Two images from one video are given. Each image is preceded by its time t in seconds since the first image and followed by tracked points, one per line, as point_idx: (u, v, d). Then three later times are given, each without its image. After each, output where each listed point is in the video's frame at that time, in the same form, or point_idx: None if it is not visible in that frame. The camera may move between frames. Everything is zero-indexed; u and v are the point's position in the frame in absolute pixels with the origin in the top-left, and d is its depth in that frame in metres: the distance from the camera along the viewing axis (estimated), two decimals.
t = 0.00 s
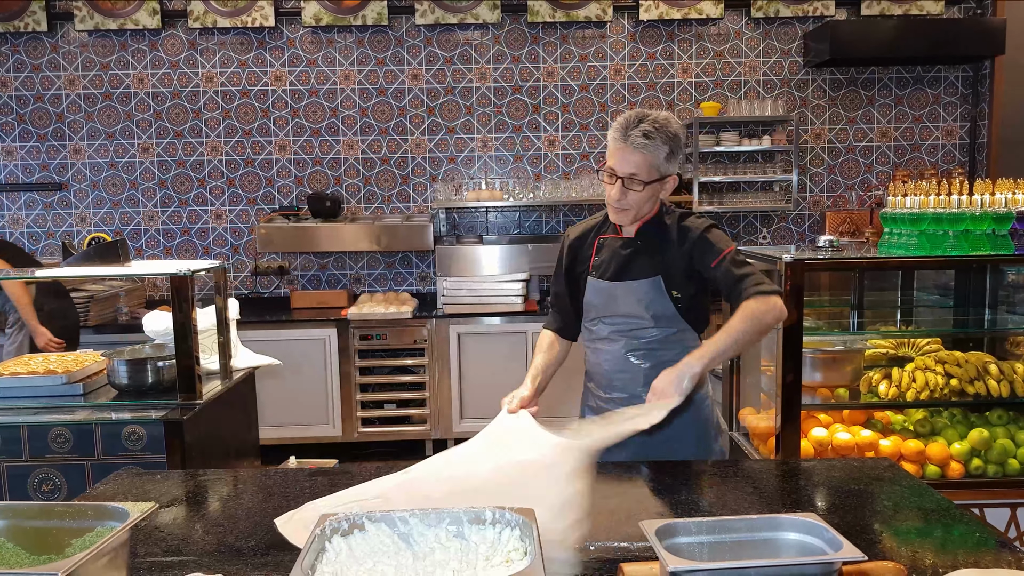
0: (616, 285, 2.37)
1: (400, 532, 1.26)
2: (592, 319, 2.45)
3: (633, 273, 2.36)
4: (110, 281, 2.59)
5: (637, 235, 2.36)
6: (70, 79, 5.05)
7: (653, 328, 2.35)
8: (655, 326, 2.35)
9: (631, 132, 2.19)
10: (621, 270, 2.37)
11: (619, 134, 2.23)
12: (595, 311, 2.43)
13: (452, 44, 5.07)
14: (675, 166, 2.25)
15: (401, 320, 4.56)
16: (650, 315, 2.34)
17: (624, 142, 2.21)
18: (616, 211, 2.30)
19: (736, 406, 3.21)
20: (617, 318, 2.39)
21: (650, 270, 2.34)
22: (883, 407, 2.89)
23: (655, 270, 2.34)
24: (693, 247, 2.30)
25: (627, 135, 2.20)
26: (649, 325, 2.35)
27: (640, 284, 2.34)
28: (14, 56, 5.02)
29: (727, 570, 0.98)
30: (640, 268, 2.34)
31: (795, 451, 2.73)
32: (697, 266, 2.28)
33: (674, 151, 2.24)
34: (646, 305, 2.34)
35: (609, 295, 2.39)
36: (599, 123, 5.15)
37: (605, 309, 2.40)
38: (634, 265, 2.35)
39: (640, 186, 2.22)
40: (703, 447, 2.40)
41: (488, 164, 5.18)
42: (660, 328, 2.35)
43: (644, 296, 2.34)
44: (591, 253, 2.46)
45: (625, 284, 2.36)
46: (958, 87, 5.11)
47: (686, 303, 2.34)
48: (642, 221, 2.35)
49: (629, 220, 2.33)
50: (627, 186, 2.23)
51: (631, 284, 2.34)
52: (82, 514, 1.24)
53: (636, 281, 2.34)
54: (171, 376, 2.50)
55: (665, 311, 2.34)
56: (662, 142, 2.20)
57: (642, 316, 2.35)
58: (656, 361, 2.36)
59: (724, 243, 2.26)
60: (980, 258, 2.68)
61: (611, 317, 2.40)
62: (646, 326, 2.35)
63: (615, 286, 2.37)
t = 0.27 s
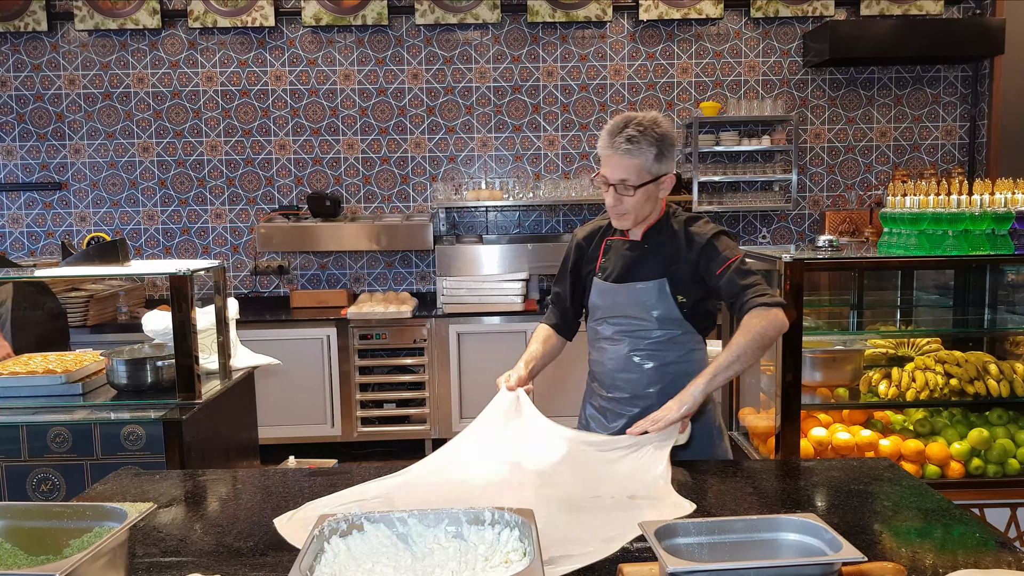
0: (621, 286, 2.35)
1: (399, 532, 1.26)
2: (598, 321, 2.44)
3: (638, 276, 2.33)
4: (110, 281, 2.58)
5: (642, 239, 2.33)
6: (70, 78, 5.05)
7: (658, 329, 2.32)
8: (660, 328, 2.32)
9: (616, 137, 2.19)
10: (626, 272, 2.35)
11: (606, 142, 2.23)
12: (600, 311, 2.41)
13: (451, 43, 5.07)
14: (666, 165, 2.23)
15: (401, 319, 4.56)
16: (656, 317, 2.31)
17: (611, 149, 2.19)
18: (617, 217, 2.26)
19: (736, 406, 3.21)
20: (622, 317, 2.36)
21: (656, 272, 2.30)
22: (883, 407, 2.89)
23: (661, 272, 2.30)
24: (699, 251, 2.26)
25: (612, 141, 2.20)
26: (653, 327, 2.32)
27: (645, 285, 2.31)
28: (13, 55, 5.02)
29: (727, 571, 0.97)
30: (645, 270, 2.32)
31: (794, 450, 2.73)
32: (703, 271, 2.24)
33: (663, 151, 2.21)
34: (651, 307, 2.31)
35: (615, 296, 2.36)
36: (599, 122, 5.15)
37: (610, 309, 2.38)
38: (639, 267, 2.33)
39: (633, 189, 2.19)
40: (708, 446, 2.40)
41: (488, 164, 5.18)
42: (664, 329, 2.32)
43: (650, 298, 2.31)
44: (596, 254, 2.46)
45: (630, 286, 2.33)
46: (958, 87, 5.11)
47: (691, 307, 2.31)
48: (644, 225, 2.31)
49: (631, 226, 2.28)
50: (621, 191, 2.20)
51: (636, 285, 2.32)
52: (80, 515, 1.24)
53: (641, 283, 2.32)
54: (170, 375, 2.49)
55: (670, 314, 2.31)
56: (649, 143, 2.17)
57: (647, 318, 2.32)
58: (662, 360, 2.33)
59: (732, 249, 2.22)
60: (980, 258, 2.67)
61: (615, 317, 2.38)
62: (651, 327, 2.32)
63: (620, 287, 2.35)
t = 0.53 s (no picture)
0: (574, 296, 2.30)
1: (398, 533, 1.25)
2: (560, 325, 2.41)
3: (589, 285, 2.28)
4: (109, 280, 2.58)
5: (592, 246, 2.27)
6: (69, 78, 5.04)
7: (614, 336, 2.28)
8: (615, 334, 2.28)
9: (556, 148, 2.13)
10: (578, 282, 2.30)
11: (547, 152, 2.17)
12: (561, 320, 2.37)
13: (451, 43, 5.06)
14: (611, 171, 2.16)
15: (400, 319, 4.56)
16: (611, 325, 2.27)
17: (552, 160, 2.13)
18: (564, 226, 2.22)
19: (736, 406, 3.20)
20: (581, 325, 2.33)
21: (604, 282, 2.26)
22: (883, 407, 2.89)
23: (610, 282, 2.25)
24: (644, 260, 2.20)
25: (553, 152, 2.14)
26: (610, 334, 2.28)
27: (595, 295, 2.26)
28: (13, 55, 5.01)
29: (728, 572, 0.97)
30: (595, 280, 2.27)
31: (795, 450, 2.72)
32: (640, 281, 2.19)
33: (608, 156, 2.15)
34: (605, 315, 2.27)
35: (570, 306, 2.32)
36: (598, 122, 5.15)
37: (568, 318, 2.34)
38: (590, 276, 2.28)
39: (577, 200, 2.14)
40: (681, 448, 2.37)
41: (488, 164, 5.17)
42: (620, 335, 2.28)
43: (603, 307, 2.27)
44: (554, 262, 2.42)
45: (581, 296, 2.29)
46: (958, 86, 5.11)
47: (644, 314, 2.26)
48: (593, 232, 2.25)
49: (579, 234, 2.25)
50: (565, 203, 2.16)
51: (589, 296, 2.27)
52: (79, 515, 1.23)
53: (591, 293, 2.27)
54: (169, 375, 2.49)
55: (624, 321, 2.26)
56: (589, 152, 2.11)
57: (602, 326, 2.29)
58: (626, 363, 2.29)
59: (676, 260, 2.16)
60: (980, 258, 2.67)
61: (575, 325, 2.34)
62: (607, 335, 2.28)
63: (575, 297, 2.30)
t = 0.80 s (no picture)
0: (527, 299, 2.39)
1: (399, 531, 1.25)
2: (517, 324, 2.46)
3: (537, 285, 2.36)
4: (110, 278, 2.58)
5: (529, 246, 2.33)
6: (69, 76, 5.03)
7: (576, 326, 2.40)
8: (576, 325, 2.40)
9: (477, 155, 2.10)
10: (527, 285, 2.38)
11: (467, 159, 2.14)
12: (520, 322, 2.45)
13: (452, 41, 5.06)
14: (534, 170, 2.17)
15: (401, 317, 4.55)
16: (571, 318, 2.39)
17: (475, 166, 2.11)
18: (496, 230, 2.23)
19: (736, 404, 3.20)
20: (540, 323, 2.42)
21: (550, 279, 2.35)
22: (884, 405, 2.88)
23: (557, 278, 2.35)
24: (583, 249, 2.30)
25: (474, 159, 2.11)
26: (570, 326, 2.40)
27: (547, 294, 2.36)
28: (13, 52, 5.01)
29: (729, 570, 0.97)
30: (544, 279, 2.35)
31: (795, 448, 2.72)
32: (581, 272, 2.30)
33: (529, 156, 2.14)
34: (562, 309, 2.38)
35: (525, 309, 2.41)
36: (599, 120, 5.14)
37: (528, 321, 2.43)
38: (536, 277, 2.35)
39: (507, 203, 2.13)
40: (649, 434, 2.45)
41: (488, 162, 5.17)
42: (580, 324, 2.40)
43: (557, 302, 2.37)
44: (495, 270, 2.41)
45: (534, 296, 2.38)
46: (960, 85, 5.10)
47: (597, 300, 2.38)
48: (527, 232, 2.30)
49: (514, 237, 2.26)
50: (496, 207, 2.14)
51: (538, 293, 2.37)
52: (80, 513, 1.23)
53: (543, 292, 2.37)
54: (170, 373, 2.48)
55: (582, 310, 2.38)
56: (512, 154, 2.10)
57: (561, 320, 2.40)
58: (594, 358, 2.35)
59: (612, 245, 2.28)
60: (981, 256, 2.66)
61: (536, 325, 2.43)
62: (569, 328, 2.40)
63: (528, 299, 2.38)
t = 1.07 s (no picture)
0: (512, 294, 2.42)
1: (401, 529, 1.24)
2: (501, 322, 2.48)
3: (520, 278, 2.41)
4: (110, 275, 2.58)
5: (505, 242, 2.39)
6: (70, 73, 5.03)
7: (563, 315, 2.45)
8: (564, 313, 2.45)
9: (443, 155, 2.11)
10: (509, 279, 2.41)
11: (435, 159, 2.15)
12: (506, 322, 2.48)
13: (453, 38, 5.05)
14: (502, 166, 2.18)
15: (401, 315, 4.55)
16: (558, 307, 2.44)
17: (442, 166, 2.12)
18: (467, 228, 2.25)
19: (737, 402, 3.20)
20: (527, 319, 2.45)
21: (533, 270, 2.41)
22: (886, 404, 2.87)
23: (540, 268, 2.41)
24: (561, 236, 2.40)
25: (441, 158, 2.12)
26: (558, 314, 2.44)
27: (532, 285, 2.40)
28: (14, 50, 5.00)
29: (731, 569, 0.97)
30: (527, 271, 2.41)
31: (795, 445, 2.72)
32: (564, 257, 2.40)
33: (495, 152, 2.15)
34: (548, 299, 2.43)
35: (509, 305, 2.44)
36: (600, 117, 5.13)
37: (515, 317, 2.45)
38: (519, 271, 2.41)
39: (477, 199, 2.15)
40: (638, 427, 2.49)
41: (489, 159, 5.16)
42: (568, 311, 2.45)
43: (543, 293, 2.42)
44: (471, 272, 2.45)
45: (518, 290, 2.41)
46: (962, 81, 5.08)
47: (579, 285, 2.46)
48: (500, 228, 2.34)
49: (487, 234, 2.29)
50: (467, 205, 2.16)
51: (523, 286, 2.41)
52: (81, 510, 1.23)
53: (527, 284, 2.41)
54: (171, 371, 2.50)
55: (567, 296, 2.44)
56: (478, 150, 2.11)
57: (548, 311, 2.44)
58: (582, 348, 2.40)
59: (587, 228, 2.39)
60: (983, 254, 2.66)
61: (522, 321, 2.46)
62: (557, 317, 2.43)
63: (515, 294, 2.41)
